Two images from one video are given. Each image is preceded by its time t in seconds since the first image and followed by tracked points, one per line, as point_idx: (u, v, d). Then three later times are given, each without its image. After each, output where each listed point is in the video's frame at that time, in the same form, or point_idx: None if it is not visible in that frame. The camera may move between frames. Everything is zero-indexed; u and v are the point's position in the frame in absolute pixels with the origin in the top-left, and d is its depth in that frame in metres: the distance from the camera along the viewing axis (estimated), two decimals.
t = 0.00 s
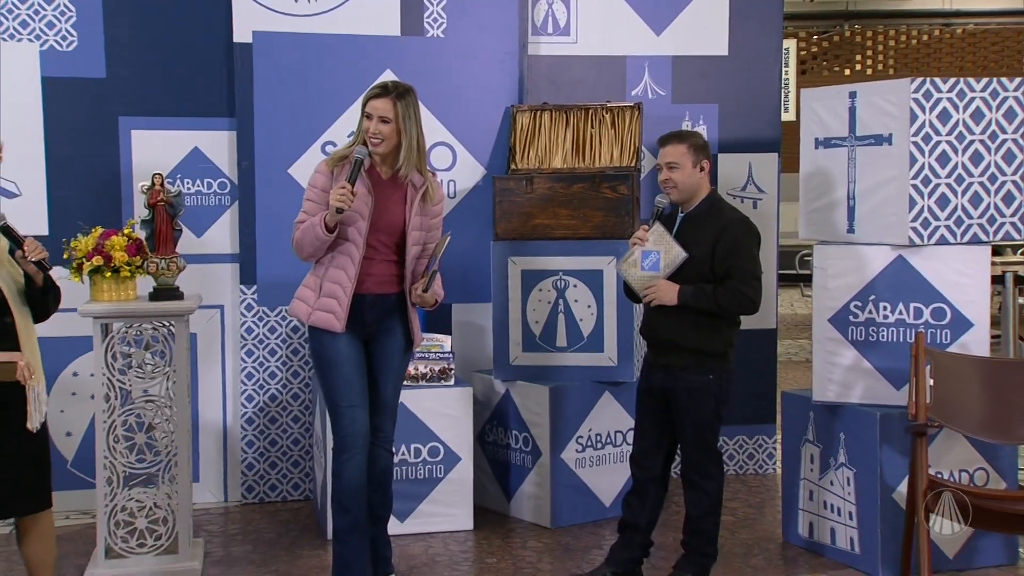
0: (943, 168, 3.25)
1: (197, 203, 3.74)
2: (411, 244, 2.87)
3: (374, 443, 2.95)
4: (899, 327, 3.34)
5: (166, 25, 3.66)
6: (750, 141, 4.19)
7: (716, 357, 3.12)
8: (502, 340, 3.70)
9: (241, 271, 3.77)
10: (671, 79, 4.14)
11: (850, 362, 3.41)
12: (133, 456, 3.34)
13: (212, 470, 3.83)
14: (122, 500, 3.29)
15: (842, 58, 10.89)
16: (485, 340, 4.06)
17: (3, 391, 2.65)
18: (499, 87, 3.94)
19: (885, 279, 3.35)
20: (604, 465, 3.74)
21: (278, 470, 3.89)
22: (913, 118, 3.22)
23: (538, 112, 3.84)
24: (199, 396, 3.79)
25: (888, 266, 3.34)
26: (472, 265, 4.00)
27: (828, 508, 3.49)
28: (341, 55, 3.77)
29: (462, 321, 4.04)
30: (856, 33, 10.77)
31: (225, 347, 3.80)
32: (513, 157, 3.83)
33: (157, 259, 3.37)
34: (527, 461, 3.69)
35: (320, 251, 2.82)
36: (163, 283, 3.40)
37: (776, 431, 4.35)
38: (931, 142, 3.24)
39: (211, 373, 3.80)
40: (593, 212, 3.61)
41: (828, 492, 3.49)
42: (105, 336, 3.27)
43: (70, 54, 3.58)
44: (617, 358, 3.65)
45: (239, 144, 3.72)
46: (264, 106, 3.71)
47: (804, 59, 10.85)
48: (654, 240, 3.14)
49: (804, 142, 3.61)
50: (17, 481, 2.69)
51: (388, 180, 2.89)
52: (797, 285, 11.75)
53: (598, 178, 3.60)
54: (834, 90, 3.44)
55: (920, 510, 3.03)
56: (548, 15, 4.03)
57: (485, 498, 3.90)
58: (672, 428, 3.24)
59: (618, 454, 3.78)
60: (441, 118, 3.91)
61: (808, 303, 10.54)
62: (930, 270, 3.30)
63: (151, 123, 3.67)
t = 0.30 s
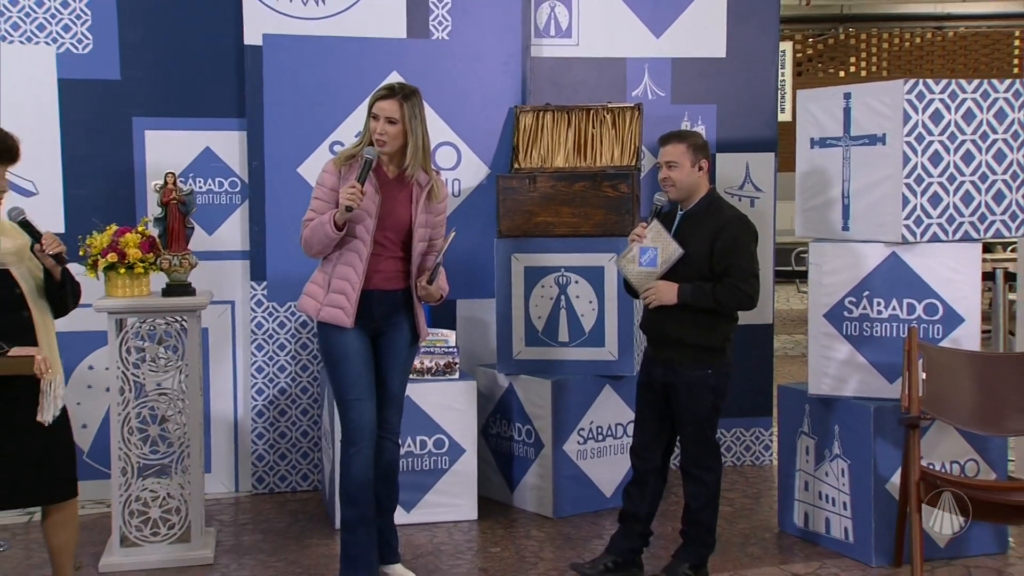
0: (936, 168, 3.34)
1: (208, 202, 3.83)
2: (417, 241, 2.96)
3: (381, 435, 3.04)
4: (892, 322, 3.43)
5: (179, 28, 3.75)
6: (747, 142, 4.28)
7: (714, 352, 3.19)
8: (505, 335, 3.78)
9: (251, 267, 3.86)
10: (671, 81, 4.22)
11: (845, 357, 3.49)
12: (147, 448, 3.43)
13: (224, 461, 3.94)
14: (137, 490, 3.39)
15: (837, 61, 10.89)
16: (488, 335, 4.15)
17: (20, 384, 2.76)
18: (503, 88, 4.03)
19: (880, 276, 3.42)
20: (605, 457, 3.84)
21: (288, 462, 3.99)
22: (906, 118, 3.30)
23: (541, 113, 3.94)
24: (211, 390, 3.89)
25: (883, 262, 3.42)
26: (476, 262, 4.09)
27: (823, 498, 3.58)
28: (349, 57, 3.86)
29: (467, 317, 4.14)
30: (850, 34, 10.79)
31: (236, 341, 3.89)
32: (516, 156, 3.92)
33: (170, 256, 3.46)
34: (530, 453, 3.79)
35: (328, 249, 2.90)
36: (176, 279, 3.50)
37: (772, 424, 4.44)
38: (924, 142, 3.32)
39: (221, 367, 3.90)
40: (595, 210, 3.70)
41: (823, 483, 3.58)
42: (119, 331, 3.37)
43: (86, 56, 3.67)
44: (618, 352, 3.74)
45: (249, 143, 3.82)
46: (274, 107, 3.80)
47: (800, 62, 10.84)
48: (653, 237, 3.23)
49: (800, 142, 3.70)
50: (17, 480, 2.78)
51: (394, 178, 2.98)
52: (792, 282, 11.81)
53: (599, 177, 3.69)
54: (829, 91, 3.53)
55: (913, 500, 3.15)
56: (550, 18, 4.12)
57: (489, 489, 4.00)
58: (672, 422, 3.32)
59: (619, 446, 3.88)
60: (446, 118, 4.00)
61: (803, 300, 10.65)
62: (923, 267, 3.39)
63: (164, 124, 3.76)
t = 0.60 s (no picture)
0: (929, 167, 3.42)
1: (220, 200, 3.93)
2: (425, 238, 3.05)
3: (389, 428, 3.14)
4: (887, 318, 3.51)
5: (191, 31, 3.84)
6: (746, 142, 4.37)
7: (713, 348, 3.27)
8: (509, 331, 3.88)
9: (261, 264, 3.95)
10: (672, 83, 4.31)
11: (841, 352, 3.58)
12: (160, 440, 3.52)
13: (235, 453, 4.04)
14: (151, 480, 3.48)
15: (834, 62, 11.90)
16: (493, 331, 4.24)
17: (24, 382, 2.76)
18: (507, 89, 4.12)
19: (875, 273, 3.51)
20: (607, 449, 3.94)
21: (297, 454, 4.08)
22: (900, 119, 3.38)
23: (544, 113, 4.03)
24: (222, 383, 3.98)
25: (877, 260, 3.50)
26: (481, 259, 4.18)
27: (819, 490, 3.67)
28: (356, 60, 3.95)
29: (472, 312, 4.22)
30: (846, 37, 11.81)
31: (247, 337, 3.99)
32: (519, 156, 4.00)
33: (182, 253, 3.55)
34: (534, 446, 3.89)
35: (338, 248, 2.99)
36: (188, 276, 3.58)
37: (770, 417, 4.53)
38: (917, 142, 3.40)
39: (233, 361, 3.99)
40: (597, 208, 3.79)
41: (818, 474, 3.67)
42: (133, 326, 3.46)
43: (102, 59, 3.77)
44: (619, 347, 3.83)
45: (260, 144, 3.91)
46: (283, 108, 3.89)
47: (797, 63, 11.94)
48: (652, 235, 3.32)
49: (797, 141, 3.79)
50: (17, 480, 2.77)
51: (401, 178, 3.07)
52: (791, 277, 11.98)
53: (601, 177, 3.76)
54: (826, 92, 3.61)
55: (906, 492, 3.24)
56: (553, 21, 4.21)
57: (493, 480, 4.11)
58: (672, 416, 3.40)
59: (620, 438, 3.97)
60: (451, 118, 4.08)
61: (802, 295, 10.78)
62: (917, 264, 3.47)
63: (176, 124, 3.85)
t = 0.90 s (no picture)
0: (924, 166, 3.50)
1: (232, 198, 4.02)
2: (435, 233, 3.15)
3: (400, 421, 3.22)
4: (882, 313, 3.60)
5: (204, 34, 3.93)
6: (746, 141, 4.45)
7: (712, 342, 3.35)
8: (514, 326, 3.97)
9: (272, 261, 4.05)
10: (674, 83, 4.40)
11: (838, 346, 3.66)
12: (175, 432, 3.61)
13: (247, 445, 4.14)
14: (165, 471, 3.58)
15: (831, 63, 12.27)
16: (498, 326, 4.33)
17: (28, 381, 2.83)
18: (512, 89, 4.20)
19: (871, 269, 3.59)
20: (609, 441, 4.04)
21: (307, 446, 4.18)
22: (896, 119, 3.46)
23: (548, 113, 4.10)
24: (234, 377, 4.08)
25: (873, 257, 3.58)
26: (486, 256, 4.27)
27: (816, 481, 3.76)
28: (365, 61, 4.04)
29: (478, 308, 4.32)
30: (844, 39, 12.15)
31: (258, 332, 4.09)
32: (524, 155, 4.09)
33: (196, 250, 3.65)
34: (538, 438, 4.00)
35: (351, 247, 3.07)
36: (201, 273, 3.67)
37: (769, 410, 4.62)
38: (913, 141, 3.48)
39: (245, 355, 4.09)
40: (601, 207, 3.88)
41: (816, 466, 3.76)
42: (148, 321, 3.55)
43: (118, 61, 3.86)
44: (622, 342, 3.92)
45: (271, 143, 4.00)
46: (294, 109, 3.98)
47: (796, 64, 12.31)
48: (654, 231, 3.38)
49: (796, 141, 3.87)
50: (18, 480, 2.85)
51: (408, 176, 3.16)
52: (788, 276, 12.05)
53: (604, 175, 3.86)
54: (823, 92, 3.69)
55: (901, 483, 3.32)
56: (557, 23, 4.30)
57: (498, 472, 4.21)
58: (672, 410, 3.49)
59: (621, 431, 4.06)
60: (457, 118, 4.17)
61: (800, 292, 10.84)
62: (911, 260, 3.56)
63: (189, 125, 3.95)
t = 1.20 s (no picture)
0: (919, 165, 3.58)
1: (244, 196, 4.13)
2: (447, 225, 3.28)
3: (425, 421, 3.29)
4: (878, 309, 3.69)
5: (217, 37, 4.04)
6: (745, 141, 4.54)
7: (711, 336, 3.45)
8: (519, 321, 4.06)
9: (283, 258, 4.15)
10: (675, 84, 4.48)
11: (835, 341, 3.75)
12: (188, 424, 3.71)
13: (259, 437, 4.24)
14: (180, 462, 3.68)
15: (828, 65, 11.80)
16: (503, 321, 4.43)
17: (39, 372, 2.93)
18: (517, 90, 4.29)
19: (867, 266, 3.68)
20: (611, 433, 4.16)
21: (318, 437, 4.28)
22: (892, 119, 3.55)
23: (551, 113, 4.20)
24: (247, 370, 4.19)
25: (868, 254, 3.68)
26: (491, 253, 4.37)
27: (814, 472, 3.86)
28: (373, 63, 4.13)
29: (483, 303, 4.41)
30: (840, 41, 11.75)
31: (270, 326, 4.19)
32: (529, 154, 4.18)
33: (209, 247, 3.74)
34: (542, 430, 4.12)
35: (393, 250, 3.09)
36: (214, 269, 3.78)
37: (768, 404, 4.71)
38: (908, 141, 3.57)
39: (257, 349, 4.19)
40: (603, 205, 3.95)
41: (813, 457, 3.86)
42: (162, 316, 3.64)
43: (133, 62, 3.97)
44: (624, 337, 4.02)
45: (281, 143, 4.09)
46: (304, 109, 4.07)
47: (794, 65, 11.77)
48: (655, 229, 3.52)
49: (793, 140, 3.97)
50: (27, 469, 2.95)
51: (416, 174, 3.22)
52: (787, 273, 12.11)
53: (607, 174, 3.93)
54: (821, 93, 3.77)
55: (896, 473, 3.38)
56: (561, 25, 4.40)
57: (504, 463, 4.34)
58: (671, 403, 3.58)
59: (623, 424, 4.18)
60: (463, 118, 4.27)
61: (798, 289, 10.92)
62: (907, 257, 3.65)
63: (202, 124, 4.05)
